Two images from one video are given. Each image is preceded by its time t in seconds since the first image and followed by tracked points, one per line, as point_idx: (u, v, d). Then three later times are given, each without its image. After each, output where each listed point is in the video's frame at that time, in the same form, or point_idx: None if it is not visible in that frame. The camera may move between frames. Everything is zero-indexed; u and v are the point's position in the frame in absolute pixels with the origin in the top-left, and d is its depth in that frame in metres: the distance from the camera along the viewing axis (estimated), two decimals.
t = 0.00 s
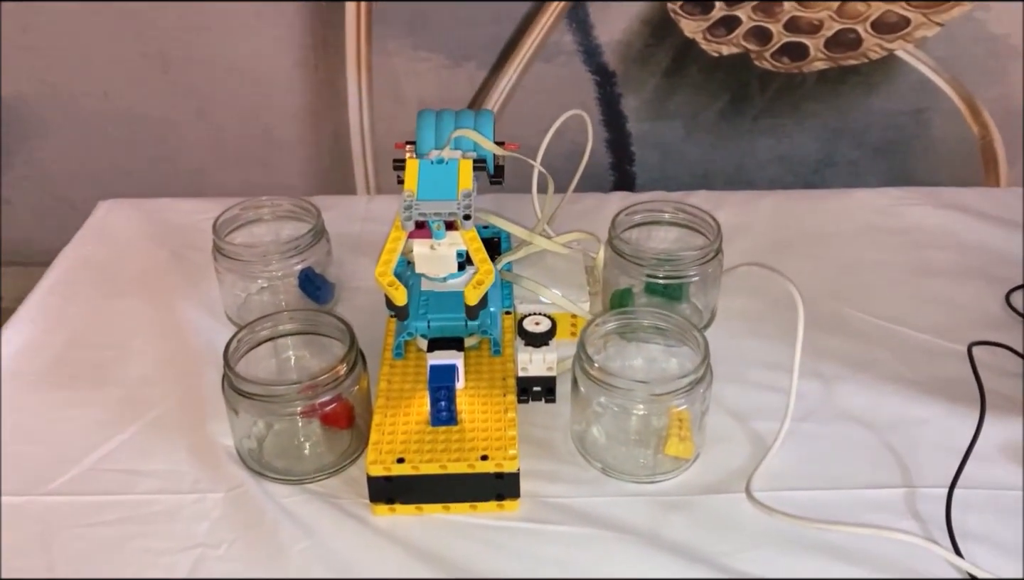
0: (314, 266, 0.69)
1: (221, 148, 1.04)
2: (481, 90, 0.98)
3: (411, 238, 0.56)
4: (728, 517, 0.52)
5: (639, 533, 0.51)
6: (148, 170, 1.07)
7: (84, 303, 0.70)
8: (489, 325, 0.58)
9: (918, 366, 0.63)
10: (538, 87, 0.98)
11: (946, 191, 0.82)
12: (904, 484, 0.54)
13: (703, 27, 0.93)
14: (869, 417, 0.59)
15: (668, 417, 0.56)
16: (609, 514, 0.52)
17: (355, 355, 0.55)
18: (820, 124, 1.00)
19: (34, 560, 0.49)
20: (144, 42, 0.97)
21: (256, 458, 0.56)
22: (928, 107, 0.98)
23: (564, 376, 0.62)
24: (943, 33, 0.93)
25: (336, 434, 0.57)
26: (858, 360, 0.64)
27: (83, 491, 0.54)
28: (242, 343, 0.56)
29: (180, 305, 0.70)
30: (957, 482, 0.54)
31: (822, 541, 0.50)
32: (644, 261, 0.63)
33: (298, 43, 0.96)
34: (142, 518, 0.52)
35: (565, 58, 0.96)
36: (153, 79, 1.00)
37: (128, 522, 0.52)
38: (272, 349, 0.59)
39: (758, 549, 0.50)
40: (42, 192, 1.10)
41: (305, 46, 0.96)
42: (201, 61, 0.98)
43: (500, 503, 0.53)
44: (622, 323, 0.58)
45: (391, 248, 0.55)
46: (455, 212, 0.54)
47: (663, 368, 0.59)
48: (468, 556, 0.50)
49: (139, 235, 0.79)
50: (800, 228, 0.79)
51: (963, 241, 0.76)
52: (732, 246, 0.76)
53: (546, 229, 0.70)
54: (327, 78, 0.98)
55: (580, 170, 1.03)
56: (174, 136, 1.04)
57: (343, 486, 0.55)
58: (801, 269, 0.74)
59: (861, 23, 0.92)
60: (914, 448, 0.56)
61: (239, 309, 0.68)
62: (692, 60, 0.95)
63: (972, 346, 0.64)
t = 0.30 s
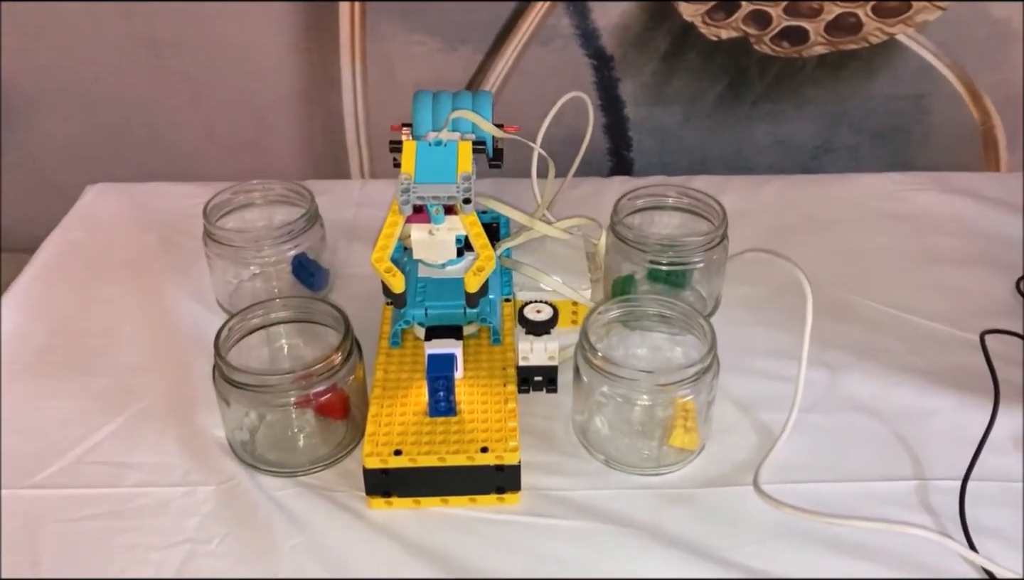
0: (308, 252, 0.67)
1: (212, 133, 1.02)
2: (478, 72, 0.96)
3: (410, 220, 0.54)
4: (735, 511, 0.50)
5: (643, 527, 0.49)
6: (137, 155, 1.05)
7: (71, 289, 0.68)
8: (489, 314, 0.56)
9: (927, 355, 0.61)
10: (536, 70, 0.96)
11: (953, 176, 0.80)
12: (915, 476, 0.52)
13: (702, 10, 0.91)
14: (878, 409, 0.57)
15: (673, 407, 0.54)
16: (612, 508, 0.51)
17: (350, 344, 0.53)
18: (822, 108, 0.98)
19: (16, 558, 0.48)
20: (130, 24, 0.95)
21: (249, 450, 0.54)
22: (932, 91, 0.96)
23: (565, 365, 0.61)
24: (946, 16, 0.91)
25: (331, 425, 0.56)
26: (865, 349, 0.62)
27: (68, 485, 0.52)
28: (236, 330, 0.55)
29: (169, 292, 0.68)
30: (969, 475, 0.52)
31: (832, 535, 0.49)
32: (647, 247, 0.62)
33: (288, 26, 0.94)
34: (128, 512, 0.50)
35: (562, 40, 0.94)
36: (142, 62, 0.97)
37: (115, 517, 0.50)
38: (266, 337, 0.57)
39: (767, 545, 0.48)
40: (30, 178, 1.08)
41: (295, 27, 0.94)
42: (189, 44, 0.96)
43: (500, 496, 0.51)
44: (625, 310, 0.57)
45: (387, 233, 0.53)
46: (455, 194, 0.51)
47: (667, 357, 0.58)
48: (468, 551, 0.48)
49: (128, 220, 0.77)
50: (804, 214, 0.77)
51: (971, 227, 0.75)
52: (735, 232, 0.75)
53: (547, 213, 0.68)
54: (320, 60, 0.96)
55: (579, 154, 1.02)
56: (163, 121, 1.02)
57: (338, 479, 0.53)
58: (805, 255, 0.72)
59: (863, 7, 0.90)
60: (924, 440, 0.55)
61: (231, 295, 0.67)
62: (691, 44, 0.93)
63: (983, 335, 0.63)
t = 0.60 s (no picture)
0: (306, 239, 0.66)
1: (207, 118, 1.01)
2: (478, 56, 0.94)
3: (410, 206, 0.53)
4: (743, 502, 0.49)
5: (650, 519, 0.49)
6: (131, 141, 1.03)
7: (63, 277, 0.66)
8: (492, 302, 0.55)
9: (937, 344, 0.60)
10: (535, 55, 0.94)
11: (960, 162, 0.79)
12: (926, 467, 0.51)
13: None
14: (887, 398, 0.56)
15: (678, 396, 0.53)
16: (618, 499, 0.50)
17: (350, 332, 0.52)
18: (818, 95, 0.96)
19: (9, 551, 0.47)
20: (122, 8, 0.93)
21: (246, 440, 0.53)
22: (937, 77, 0.95)
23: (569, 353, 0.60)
24: None
25: (330, 415, 0.55)
26: (873, 337, 0.61)
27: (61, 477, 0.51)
28: (233, 318, 0.54)
29: (164, 280, 0.67)
30: (981, 466, 0.51)
31: (843, 527, 0.48)
32: (652, 234, 0.61)
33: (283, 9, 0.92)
34: (124, 504, 0.49)
35: (561, 25, 0.93)
36: (136, 46, 0.96)
37: (110, 509, 0.49)
38: (263, 324, 0.56)
39: (776, 537, 0.47)
40: (23, 165, 1.06)
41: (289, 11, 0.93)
42: (182, 28, 0.94)
43: (504, 487, 0.50)
44: (629, 298, 0.56)
45: (388, 219, 0.52)
46: (457, 178, 0.50)
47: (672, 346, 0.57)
48: (471, 543, 0.47)
49: (122, 206, 0.76)
50: (809, 200, 0.76)
51: (979, 214, 0.73)
52: (740, 219, 0.74)
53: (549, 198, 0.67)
54: (317, 45, 0.95)
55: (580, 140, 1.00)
56: (157, 106, 1.00)
57: (338, 469, 0.52)
58: (811, 243, 0.71)
59: None
60: (935, 430, 0.54)
61: (228, 282, 0.66)
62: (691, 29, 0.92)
63: (994, 323, 0.62)
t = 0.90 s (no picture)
0: (307, 224, 0.65)
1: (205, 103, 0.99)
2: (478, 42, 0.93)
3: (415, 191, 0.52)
4: (755, 492, 0.49)
5: (660, 509, 0.48)
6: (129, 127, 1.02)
7: (60, 264, 0.65)
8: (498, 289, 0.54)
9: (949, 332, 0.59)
10: (538, 40, 0.93)
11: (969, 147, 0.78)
12: (940, 456, 0.51)
13: None
14: (899, 386, 0.55)
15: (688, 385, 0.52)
16: (627, 489, 0.49)
17: (354, 319, 0.51)
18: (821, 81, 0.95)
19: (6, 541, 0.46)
20: None
21: (248, 429, 0.52)
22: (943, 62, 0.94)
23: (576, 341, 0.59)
24: None
25: (333, 403, 0.54)
26: (884, 325, 0.60)
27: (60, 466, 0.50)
28: (234, 304, 0.52)
29: (163, 267, 0.66)
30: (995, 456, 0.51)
31: (856, 517, 0.47)
32: (660, 219, 0.60)
33: None
34: (124, 494, 0.48)
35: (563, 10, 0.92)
36: (133, 31, 0.94)
37: (110, 499, 0.48)
38: (264, 311, 0.55)
39: (788, 527, 0.47)
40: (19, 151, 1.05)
41: None
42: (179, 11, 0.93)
43: (511, 477, 0.49)
44: (638, 286, 0.55)
45: (392, 204, 0.51)
46: (465, 162, 0.49)
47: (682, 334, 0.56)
48: (478, 534, 0.47)
49: (121, 192, 0.74)
50: (817, 186, 0.75)
51: (989, 200, 0.72)
52: (748, 205, 0.72)
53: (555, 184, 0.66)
54: (316, 29, 0.94)
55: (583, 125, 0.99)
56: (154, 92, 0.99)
57: (342, 459, 0.51)
58: (820, 229, 0.70)
59: None
60: (948, 418, 0.53)
61: (229, 269, 0.64)
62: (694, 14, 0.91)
63: (1007, 311, 0.61)
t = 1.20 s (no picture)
0: (308, 215, 0.64)
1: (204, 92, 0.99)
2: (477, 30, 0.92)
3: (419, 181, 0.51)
4: (762, 485, 0.48)
5: (667, 503, 0.47)
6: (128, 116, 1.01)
7: (59, 255, 0.64)
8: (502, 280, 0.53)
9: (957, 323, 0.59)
10: (539, 29, 0.93)
11: (975, 136, 0.77)
12: (949, 450, 0.50)
13: None
14: (907, 378, 0.55)
15: (695, 377, 0.52)
16: (633, 483, 0.48)
17: (356, 312, 0.50)
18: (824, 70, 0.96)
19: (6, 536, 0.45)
20: None
21: (249, 422, 0.51)
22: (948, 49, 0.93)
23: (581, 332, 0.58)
24: None
25: (336, 397, 0.53)
26: (891, 316, 0.59)
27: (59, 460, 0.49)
28: (235, 296, 0.52)
29: (162, 258, 0.65)
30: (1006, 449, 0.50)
31: (866, 512, 0.47)
32: (665, 209, 0.59)
33: None
34: (124, 488, 0.48)
35: None
36: (131, 19, 0.94)
37: (110, 493, 0.47)
38: (265, 303, 0.54)
39: (796, 521, 0.46)
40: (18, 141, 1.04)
41: None
42: None
43: (516, 471, 0.48)
44: (643, 277, 0.54)
45: (396, 194, 0.50)
46: (469, 152, 0.49)
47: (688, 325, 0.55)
48: (482, 528, 0.46)
49: (120, 183, 0.74)
50: (823, 175, 0.74)
51: (996, 189, 0.72)
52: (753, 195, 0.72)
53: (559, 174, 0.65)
54: (315, 18, 0.93)
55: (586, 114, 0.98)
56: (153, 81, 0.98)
57: (344, 452, 0.51)
58: (826, 219, 0.69)
59: None
60: (957, 410, 0.52)
61: (229, 260, 0.64)
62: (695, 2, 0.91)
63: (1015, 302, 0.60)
